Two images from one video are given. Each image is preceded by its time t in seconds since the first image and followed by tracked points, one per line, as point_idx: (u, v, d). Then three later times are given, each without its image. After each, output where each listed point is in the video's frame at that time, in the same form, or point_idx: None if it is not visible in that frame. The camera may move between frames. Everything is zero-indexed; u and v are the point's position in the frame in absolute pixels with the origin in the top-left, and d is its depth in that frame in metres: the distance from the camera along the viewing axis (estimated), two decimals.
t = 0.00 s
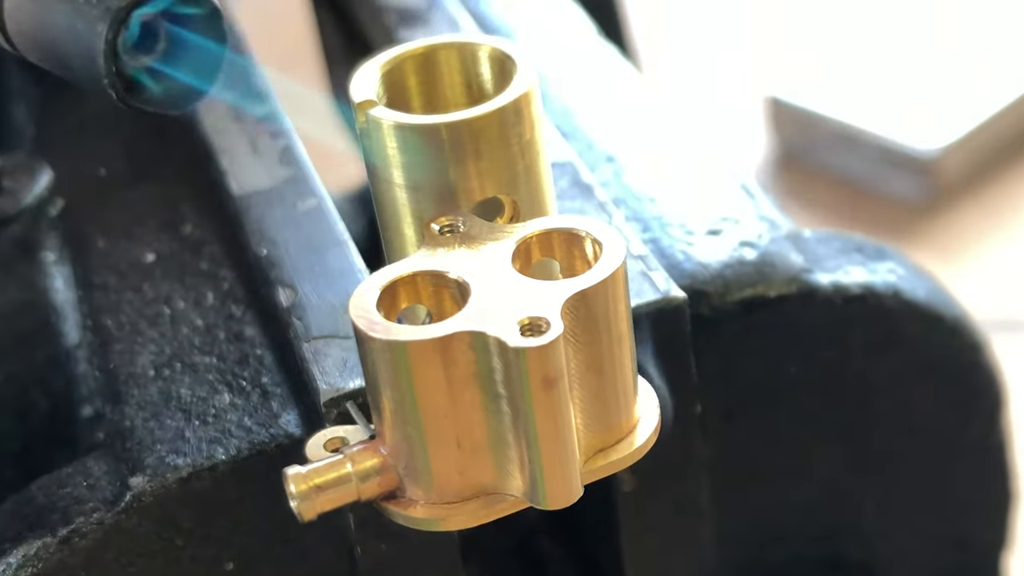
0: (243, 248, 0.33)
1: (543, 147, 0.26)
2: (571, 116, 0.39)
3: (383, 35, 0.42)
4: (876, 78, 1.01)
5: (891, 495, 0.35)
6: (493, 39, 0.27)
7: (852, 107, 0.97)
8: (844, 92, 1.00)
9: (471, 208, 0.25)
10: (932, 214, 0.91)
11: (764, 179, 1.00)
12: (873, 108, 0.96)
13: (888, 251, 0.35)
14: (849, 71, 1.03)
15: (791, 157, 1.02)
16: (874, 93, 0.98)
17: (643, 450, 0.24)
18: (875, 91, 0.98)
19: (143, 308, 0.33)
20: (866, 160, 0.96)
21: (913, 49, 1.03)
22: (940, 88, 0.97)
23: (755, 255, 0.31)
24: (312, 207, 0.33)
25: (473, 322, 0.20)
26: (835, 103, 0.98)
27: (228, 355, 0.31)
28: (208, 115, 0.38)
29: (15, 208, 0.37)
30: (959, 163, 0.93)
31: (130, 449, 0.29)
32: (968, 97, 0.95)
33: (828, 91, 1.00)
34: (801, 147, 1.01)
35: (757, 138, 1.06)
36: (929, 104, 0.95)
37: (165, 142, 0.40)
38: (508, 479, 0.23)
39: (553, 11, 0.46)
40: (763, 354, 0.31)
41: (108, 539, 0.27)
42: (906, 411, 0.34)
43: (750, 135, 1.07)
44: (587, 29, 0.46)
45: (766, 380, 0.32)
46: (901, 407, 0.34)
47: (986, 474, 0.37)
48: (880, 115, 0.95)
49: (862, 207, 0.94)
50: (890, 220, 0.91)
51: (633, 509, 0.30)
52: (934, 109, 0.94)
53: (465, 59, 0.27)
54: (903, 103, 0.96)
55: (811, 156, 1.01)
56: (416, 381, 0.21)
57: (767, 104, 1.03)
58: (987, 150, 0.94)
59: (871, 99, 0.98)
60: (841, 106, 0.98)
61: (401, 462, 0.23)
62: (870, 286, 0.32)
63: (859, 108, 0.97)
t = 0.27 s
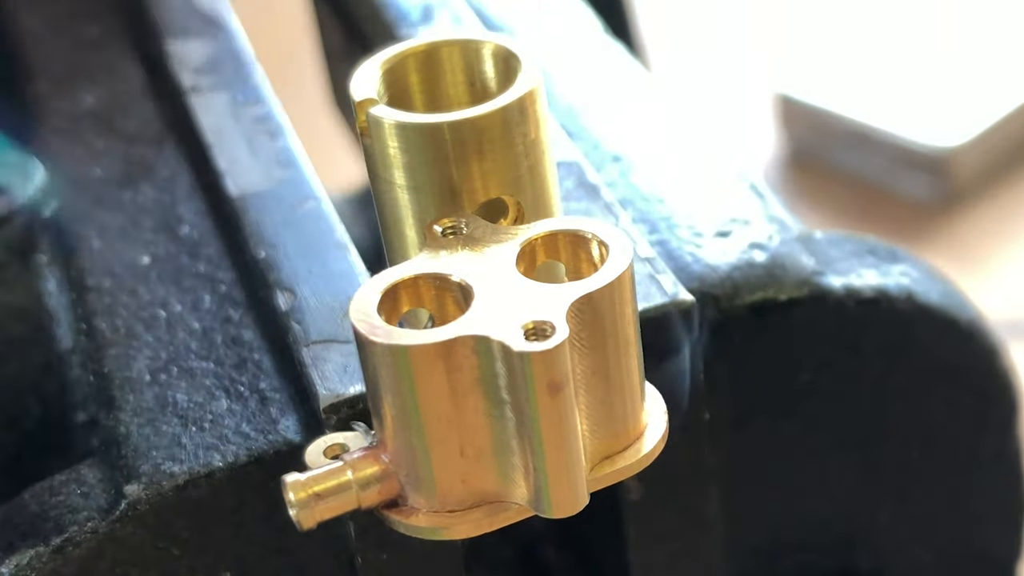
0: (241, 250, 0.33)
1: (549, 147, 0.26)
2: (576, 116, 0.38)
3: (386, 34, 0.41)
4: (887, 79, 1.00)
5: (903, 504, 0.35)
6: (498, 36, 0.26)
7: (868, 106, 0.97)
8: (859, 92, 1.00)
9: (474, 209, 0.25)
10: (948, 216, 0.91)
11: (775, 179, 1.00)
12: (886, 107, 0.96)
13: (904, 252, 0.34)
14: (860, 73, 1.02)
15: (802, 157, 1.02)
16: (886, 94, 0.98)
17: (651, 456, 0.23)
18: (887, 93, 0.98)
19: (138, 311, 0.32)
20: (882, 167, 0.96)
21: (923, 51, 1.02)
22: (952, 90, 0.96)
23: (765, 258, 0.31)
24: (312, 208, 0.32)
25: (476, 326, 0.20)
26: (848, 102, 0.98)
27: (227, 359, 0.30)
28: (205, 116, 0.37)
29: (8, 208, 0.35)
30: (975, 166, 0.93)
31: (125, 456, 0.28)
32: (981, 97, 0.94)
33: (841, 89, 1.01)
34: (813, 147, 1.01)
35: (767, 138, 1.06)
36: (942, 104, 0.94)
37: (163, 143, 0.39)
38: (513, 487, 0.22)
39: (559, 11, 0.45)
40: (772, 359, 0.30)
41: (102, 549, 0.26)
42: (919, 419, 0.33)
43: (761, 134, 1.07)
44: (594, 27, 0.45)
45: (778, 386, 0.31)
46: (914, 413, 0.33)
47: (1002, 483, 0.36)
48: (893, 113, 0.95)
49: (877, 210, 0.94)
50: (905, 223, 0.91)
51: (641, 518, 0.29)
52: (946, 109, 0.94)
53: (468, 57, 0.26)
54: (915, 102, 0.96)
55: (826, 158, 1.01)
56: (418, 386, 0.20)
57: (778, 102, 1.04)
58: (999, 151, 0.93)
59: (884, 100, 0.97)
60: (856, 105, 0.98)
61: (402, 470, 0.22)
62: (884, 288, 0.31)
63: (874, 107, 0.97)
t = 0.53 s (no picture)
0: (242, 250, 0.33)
1: (550, 146, 0.26)
2: (576, 115, 0.38)
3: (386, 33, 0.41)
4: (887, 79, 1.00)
5: (904, 504, 0.34)
6: (498, 37, 0.26)
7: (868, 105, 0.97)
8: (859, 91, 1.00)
9: (475, 209, 0.25)
10: (949, 216, 0.91)
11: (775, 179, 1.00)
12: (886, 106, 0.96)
13: (905, 252, 0.34)
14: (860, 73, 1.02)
15: (802, 156, 1.02)
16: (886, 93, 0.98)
17: (652, 456, 0.23)
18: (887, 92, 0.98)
19: (138, 311, 0.32)
20: (883, 167, 0.96)
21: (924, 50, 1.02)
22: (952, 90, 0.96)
23: (765, 257, 0.31)
24: (311, 208, 0.32)
25: (476, 325, 0.20)
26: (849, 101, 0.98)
27: (226, 359, 0.30)
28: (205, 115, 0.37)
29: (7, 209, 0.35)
30: (976, 167, 0.93)
31: (126, 456, 0.28)
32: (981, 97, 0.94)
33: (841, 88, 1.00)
34: (813, 146, 1.01)
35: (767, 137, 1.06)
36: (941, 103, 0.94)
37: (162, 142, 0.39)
38: (513, 487, 0.22)
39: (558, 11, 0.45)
40: (772, 360, 0.30)
41: (103, 549, 0.26)
42: (918, 419, 0.33)
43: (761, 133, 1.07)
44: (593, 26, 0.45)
45: (778, 386, 0.31)
46: (914, 414, 0.33)
47: (1003, 483, 0.36)
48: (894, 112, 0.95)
49: (879, 211, 0.93)
50: (906, 224, 0.91)
51: (642, 518, 0.29)
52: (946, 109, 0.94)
53: (468, 57, 0.26)
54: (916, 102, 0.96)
55: (826, 157, 1.01)
56: (418, 386, 0.20)
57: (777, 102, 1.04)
58: (1000, 150, 0.93)
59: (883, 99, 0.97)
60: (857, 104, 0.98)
61: (401, 470, 0.22)
62: (883, 288, 0.31)
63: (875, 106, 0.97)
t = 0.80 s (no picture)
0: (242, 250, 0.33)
1: (549, 146, 0.26)
2: (576, 115, 0.38)
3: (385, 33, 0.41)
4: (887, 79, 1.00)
5: (904, 504, 0.34)
6: (499, 37, 0.26)
7: (867, 104, 0.97)
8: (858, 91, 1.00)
9: (475, 209, 0.25)
10: (948, 215, 0.91)
11: (775, 178, 1.00)
12: (885, 106, 0.96)
13: (904, 251, 0.34)
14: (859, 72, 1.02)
15: (802, 156, 1.02)
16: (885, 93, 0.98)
17: (652, 456, 0.23)
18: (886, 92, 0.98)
19: (139, 311, 0.32)
20: (884, 167, 0.96)
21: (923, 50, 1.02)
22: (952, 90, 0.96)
23: (765, 257, 0.31)
24: (312, 208, 0.32)
25: (476, 325, 0.20)
26: (848, 100, 0.98)
27: (226, 359, 0.30)
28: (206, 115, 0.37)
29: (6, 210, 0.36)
30: (976, 167, 0.93)
31: (126, 456, 0.28)
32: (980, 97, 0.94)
33: (841, 87, 1.00)
34: (812, 146, 1.01)
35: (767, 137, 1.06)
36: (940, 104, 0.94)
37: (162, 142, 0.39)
38: (513, 487, 0.22)
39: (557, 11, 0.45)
40: (772, 360, 0.30)
41: (102, 550, 0.26)
42: (918, 419, 0.33)
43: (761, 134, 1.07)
44: (593, 25, 0.45)
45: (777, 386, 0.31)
46: (914, 414, 0.33)
47: (1002, 482, 0.36)
48: (894, 112, 0.95)
49: (879, 211, 0.93)
50: (907, 224, 0.91)
51: (642, 518, 0.29)
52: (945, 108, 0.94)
53: (468, 57, 0.26)
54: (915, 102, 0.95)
55: (826, 157, 1.01)
56: (418, 386, 0.20)
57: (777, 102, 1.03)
58: (999, 150, 0.93)
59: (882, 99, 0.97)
60: (856, 103, 0.97)
61: (401, 470, 0.22)
62: (883, 288, 0.31)
63: (874, 105, 0.96)
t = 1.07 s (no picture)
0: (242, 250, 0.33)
1: (550, 147, 0.26)
2: (576, 114, 0.38)
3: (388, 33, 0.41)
4: (887, 80, 1.00)
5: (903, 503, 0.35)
6: (498, 38, 0.26)
7: (868, 106, 0.97)
8: (858, 91, 1.00)
9: (476, 208, 0.25)
10: (947, 216, 0.91)
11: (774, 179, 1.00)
12: (888, 111, 0.96)
13: (904, 251, 0.34)
14: (859, 73, 1.02)
15: (801, 156, 1.02)
16: (885, 95, 0.98)
17: (652, 455, 0.23)
18: (886, 93, 0.98)
19: (138, 311, 0.32)
20: (885, 168, 0.96)
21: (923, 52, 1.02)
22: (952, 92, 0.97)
23: (765, 258, 0.31)
24: (312, 208, 0.32)
25: (476, 325, 0.20)
26: (849, 101, 0.99)
27: (226, 358, 0.30)
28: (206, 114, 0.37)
29: (9, 209, 0.37)
30: (976, 167, 0.93)
31: (125, 456, 0.28)
32: (980, 99, 0.95)
33: (841, 88, 1.01)
34: (812, 147, 1.02)
35: (766, 137, 1.06)
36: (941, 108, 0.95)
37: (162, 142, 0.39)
38: (513, 487, 0.22)
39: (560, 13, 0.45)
40: (772, 359, 0.31)
41: (102, 551, 0.26)
42: (918, 419, 0.33)
43: (761, 134, 1.07)
44: (593, 25, 0.45)
45: (777, 385, 0.31)
46: (913, 413, 0.33)
47: (1002, 483, 0.36)
48: (895, 117, 0.96)
49: (879, 211, 0.93)
50: (907, 225, 0.91)
51: (643, 518, 0.29)
52: (946, 114, 0.94)
53: (470, 57, 0.26)
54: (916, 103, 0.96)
55: (827, 157, 1.01)
56: (418, 384, 0.20)
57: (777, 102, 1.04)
58: (999, 151, 0.94)
59: (883, 101, 0.98)
60: (856, 104, 0.98)
61: (400, 470, 0.22)
62: (882, 288, 0.31)
63: (875, 107, 0.97)
